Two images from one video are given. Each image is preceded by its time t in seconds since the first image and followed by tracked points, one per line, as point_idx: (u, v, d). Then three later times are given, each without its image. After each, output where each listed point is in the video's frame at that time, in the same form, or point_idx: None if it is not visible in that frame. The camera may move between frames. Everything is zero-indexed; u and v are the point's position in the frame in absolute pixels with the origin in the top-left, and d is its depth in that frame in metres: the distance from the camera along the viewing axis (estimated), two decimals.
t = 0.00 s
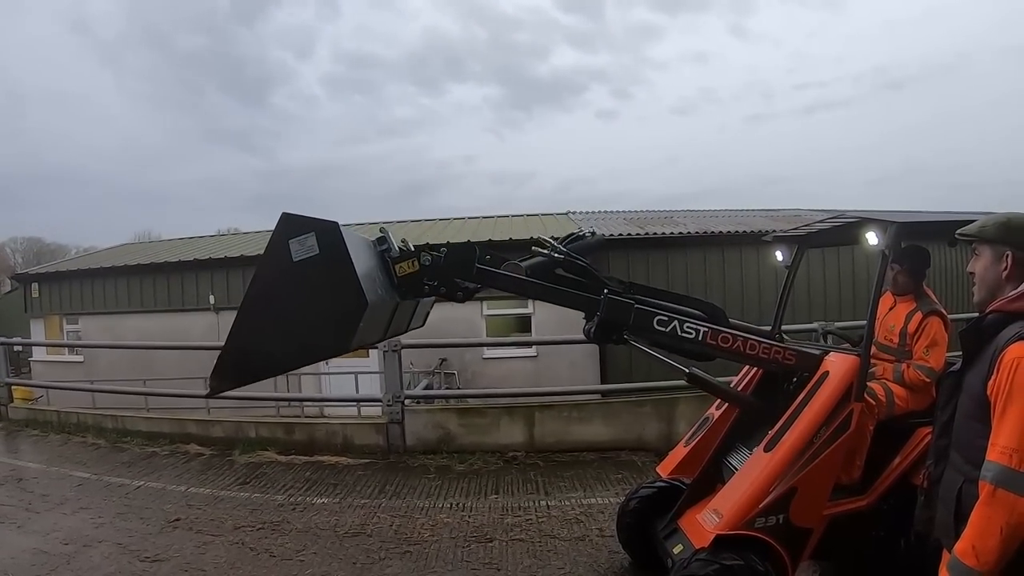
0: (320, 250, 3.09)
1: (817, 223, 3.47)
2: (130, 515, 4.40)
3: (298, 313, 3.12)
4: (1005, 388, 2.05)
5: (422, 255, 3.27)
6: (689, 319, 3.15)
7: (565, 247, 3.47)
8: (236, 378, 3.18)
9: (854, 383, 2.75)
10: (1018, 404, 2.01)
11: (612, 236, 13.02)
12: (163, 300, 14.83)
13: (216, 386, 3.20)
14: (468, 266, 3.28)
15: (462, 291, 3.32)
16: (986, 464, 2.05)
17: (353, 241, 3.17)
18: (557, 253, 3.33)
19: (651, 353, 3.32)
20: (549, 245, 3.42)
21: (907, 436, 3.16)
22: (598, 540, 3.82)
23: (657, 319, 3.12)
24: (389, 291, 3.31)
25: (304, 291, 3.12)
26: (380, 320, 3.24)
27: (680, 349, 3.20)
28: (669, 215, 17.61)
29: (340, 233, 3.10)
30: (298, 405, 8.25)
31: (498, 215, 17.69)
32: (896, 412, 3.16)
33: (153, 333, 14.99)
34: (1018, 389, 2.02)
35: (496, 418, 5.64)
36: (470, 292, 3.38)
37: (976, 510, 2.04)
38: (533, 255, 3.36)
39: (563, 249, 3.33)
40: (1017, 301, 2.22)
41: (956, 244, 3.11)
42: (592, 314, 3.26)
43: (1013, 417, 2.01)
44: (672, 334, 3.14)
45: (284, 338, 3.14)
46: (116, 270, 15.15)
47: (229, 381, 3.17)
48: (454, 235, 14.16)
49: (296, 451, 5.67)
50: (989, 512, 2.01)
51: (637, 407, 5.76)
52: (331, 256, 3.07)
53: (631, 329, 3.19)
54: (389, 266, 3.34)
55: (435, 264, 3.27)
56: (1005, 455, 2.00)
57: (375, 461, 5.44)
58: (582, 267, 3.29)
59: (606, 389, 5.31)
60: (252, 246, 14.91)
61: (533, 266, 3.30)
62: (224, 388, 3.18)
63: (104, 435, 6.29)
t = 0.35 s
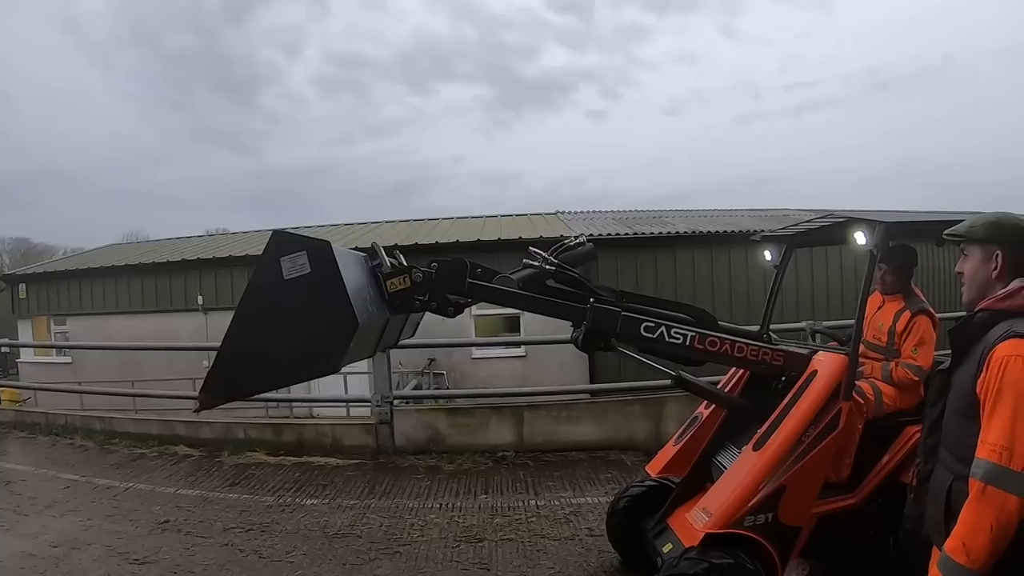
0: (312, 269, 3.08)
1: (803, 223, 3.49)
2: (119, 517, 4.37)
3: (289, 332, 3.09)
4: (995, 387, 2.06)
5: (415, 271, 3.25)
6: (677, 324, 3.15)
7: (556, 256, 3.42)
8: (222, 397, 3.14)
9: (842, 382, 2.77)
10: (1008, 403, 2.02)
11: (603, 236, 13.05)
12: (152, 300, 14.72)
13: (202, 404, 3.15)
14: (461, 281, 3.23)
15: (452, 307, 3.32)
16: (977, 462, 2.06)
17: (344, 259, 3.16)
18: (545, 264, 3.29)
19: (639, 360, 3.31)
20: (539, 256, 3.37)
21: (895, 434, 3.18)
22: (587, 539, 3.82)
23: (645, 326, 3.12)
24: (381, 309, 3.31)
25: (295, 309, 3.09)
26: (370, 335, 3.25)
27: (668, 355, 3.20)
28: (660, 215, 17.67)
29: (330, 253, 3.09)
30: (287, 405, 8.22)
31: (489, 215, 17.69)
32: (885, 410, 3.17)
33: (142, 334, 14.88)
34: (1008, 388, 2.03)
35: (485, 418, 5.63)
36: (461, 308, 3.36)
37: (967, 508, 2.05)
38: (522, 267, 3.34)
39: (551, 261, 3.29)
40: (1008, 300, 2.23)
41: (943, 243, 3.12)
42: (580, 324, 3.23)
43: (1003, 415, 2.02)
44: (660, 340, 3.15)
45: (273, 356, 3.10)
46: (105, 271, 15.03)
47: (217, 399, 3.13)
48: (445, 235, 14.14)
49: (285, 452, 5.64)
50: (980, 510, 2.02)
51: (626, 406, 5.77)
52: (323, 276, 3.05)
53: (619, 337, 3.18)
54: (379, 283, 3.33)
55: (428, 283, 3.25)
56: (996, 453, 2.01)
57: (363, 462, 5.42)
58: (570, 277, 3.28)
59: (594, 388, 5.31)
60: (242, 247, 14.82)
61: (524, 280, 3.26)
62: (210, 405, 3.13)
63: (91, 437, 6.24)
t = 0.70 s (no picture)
0: (308, 276, 3.06)
1: (791, 223, 3.50)
2: (107, 518, 4.33)
3: (283, 337, 3.07)
4: (984, 386, 2.07)
5: (409, 279, 3.21)
6: (664, 327, 3.15)
7: (550, 262, 3.37)
8: (211, 398, 3.11)
9: (830, 382, 2.78)
10: (997, 402, 2.03)
11: (594, 235, 13.07)
12: (141, 300, 14.61)
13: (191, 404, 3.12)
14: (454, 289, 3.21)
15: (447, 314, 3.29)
16: (966, 460, 2.07)
17: (341, 266, 3.14)
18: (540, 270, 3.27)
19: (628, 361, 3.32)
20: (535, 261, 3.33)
21: (884, 432, 3.19)
22: (577, 538, 3.82)
23: (633, 329, 3.13)
24: (377, 317, 3.28)
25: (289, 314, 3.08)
26: (363, 342, 3.23)
27: (656, 357, 3.20)
28: (650, 215, 17.73)
29: (327, 260, 3.07)
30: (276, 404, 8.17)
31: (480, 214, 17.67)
32: (873, 409, 3.19)
33: (131, 334, 14.77)
34: (998, 387, 2.04)
35: (474, 417, 5.62)
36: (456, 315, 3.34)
37: (956, 505, 2.06)
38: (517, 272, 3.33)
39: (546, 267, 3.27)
40: (998, 299, 2.25)
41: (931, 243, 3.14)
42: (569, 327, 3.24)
43: (992, 413, 2.03)
44: (647, 342, 3.15)
45: (265, 360, 3.08)
46: (94, 270, 14.91)
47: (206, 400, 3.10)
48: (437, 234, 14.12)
49: (273, 452, 5.62)
50: (969, 508, 2.03)
51: (615, 405, 5.78)
52: (320, 283, 3.04)
53: (607, 340, 3.18)
54: (374, 289, 3.30)
55: (423, 292, 3.22)
56: (985, 451, 2.02)
57: (352, 461, 5.41)
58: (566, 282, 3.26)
59: (584, 388, 5.32)
60: (233, 246, 14.74)
61: (518, 286, 3.25)
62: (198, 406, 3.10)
63: (78, 437, 6.20)
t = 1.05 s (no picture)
0: (306, 277, 3.05)
1: (780, 222, 3.52)
2: (97, 519, 4.31)
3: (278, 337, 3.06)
4: (973, 384, 2.09)
5: (407, 283, 3.21)
6: (653, 327, 3.15)
7: (547, 265, 3.44)
8: (201, 394, 3.10)
9: (818, 381, 2.80)
10: (986, 400, 2.05)
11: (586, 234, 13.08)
12: (131, 299, 14.52)
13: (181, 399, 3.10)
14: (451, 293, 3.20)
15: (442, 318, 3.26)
16: (956, 458, 2.09)
17: (340, 268, 3.14)
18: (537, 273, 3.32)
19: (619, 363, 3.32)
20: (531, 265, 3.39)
21: (874, 430, 3.22)
22: (567, 536, 3.83)
23: (621, 329, 3.13)
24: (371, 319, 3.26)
25: (285, 314, 3.06)
26: (358, 345, 3.23)
27: (644, 357, 3.20)
28: (641, 213, 17.77)
29: (326, 262, 3.06)
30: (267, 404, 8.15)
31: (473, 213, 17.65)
32: (862, 406, 3.21)
33: (122, 334, 14.68)
34: (987, 385, 2.05)
35: (465, 416, 5.61)
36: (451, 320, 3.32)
37: (947, 503, 2.08)
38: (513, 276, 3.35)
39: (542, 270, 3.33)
40: (988, 297, 2.27)
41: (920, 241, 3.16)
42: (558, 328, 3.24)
43: (981, 411, 2.04)
44: (635, 342, 3.15)
45: (258, 359, 3.07)
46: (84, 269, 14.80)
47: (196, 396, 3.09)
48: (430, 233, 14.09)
49: (263, 451, 5.60)
50: (959, 506, 2.05)
51: (605, 404, 5.78)
52: (318, 285, 3.03)
53: (595, 341, 3.18)
54: (370, 291, 3.29)
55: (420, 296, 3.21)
56: (974, 450, 2.04)
57: (342, 461, 5.39)
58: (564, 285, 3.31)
59: (574, 386, 5.32)
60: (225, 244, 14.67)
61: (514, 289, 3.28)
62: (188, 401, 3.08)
63: (67, 437, 6.16)
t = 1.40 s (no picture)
0: (303, 282, 3.05)
1: (767, 219, 3.53)
2: (86, 520, 4.27)
3: (272, 340, 3.05)
4: (961, 381, 2.10)
5: (402, 290, 3.21)
6: (640, 326, 3.16)
7: (542, 268, 3.46)
8: (191, 394, 3.06)
9: (805, 378, 2.81)
10: (975, 398, 2.06)
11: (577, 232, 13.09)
12: (121, 299, 14.41)
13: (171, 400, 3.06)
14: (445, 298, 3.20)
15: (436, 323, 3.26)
16: (945, 454, 2.10)
17: (336, 273, 3.14)
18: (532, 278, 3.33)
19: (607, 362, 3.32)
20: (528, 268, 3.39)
21: (861, 426, 3.24)
22: (557, 534, 3.83)
23: (608, 330, 3.14)
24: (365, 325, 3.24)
25: (280, 317, 3.05)
26: (350, 350, 3.23)
27: (631, 357, 3.21)
28: (632, 211, 17.80)
29: (324, 268, 3.07)
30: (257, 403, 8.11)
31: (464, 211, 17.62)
32: (850, 402, 3.23)
33: (111, 334, 14.57)
34: (975, 382, 2.07)
35: (454, 414, 5.61)
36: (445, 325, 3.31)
37: (935, 500, 2.09)
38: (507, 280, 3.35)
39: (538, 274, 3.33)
40: (974, 294, 2.29)
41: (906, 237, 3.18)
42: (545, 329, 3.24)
43: (969, 408, 2.06)
44: (623, 343, 3.15)
45: (251, 362, 3.05)
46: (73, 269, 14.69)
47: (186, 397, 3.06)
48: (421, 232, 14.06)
49: (253, 451, 5.57)
50: (948, 502, 2.06)
51: (595, 401, 5.79)
52: (315, 290, 3.04)
53: (582, 342, 3.19)
54: (366, 296, 3.27)
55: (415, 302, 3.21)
56: (962, 446, 2.05)
57: (331, 460, 5.38)
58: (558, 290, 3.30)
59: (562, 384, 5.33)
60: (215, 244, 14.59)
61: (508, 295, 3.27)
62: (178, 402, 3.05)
63: (55, 438, 6.11)
